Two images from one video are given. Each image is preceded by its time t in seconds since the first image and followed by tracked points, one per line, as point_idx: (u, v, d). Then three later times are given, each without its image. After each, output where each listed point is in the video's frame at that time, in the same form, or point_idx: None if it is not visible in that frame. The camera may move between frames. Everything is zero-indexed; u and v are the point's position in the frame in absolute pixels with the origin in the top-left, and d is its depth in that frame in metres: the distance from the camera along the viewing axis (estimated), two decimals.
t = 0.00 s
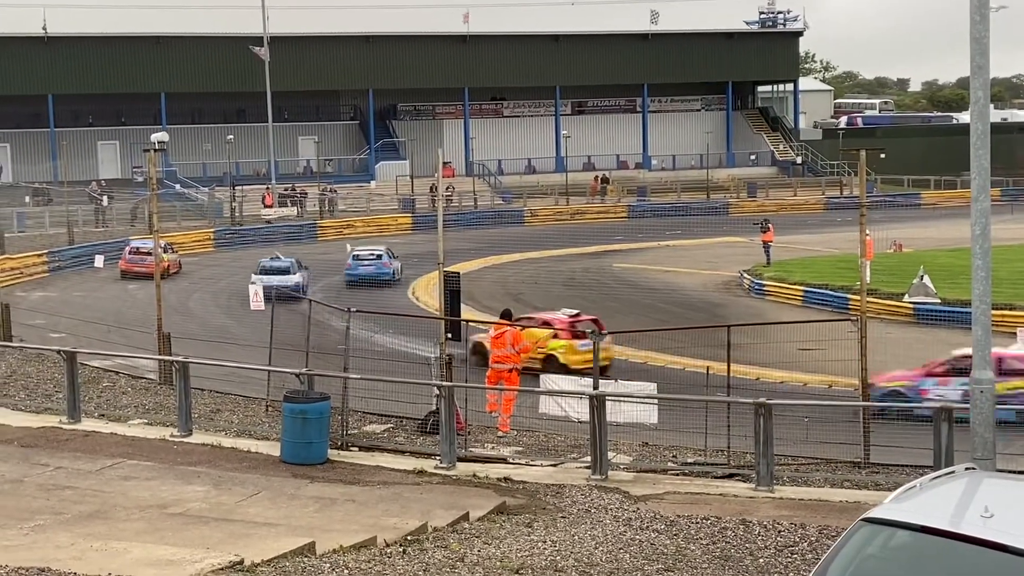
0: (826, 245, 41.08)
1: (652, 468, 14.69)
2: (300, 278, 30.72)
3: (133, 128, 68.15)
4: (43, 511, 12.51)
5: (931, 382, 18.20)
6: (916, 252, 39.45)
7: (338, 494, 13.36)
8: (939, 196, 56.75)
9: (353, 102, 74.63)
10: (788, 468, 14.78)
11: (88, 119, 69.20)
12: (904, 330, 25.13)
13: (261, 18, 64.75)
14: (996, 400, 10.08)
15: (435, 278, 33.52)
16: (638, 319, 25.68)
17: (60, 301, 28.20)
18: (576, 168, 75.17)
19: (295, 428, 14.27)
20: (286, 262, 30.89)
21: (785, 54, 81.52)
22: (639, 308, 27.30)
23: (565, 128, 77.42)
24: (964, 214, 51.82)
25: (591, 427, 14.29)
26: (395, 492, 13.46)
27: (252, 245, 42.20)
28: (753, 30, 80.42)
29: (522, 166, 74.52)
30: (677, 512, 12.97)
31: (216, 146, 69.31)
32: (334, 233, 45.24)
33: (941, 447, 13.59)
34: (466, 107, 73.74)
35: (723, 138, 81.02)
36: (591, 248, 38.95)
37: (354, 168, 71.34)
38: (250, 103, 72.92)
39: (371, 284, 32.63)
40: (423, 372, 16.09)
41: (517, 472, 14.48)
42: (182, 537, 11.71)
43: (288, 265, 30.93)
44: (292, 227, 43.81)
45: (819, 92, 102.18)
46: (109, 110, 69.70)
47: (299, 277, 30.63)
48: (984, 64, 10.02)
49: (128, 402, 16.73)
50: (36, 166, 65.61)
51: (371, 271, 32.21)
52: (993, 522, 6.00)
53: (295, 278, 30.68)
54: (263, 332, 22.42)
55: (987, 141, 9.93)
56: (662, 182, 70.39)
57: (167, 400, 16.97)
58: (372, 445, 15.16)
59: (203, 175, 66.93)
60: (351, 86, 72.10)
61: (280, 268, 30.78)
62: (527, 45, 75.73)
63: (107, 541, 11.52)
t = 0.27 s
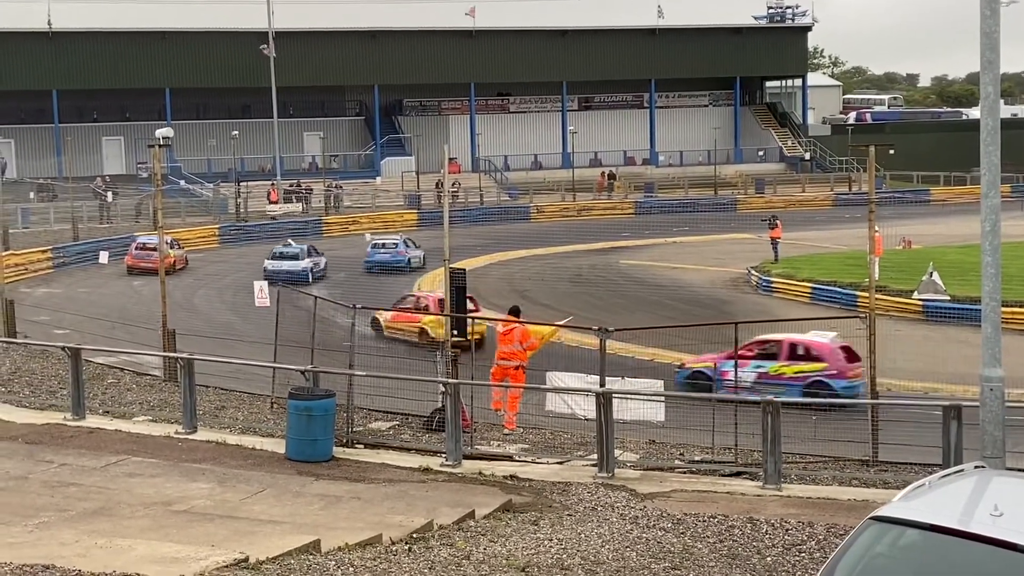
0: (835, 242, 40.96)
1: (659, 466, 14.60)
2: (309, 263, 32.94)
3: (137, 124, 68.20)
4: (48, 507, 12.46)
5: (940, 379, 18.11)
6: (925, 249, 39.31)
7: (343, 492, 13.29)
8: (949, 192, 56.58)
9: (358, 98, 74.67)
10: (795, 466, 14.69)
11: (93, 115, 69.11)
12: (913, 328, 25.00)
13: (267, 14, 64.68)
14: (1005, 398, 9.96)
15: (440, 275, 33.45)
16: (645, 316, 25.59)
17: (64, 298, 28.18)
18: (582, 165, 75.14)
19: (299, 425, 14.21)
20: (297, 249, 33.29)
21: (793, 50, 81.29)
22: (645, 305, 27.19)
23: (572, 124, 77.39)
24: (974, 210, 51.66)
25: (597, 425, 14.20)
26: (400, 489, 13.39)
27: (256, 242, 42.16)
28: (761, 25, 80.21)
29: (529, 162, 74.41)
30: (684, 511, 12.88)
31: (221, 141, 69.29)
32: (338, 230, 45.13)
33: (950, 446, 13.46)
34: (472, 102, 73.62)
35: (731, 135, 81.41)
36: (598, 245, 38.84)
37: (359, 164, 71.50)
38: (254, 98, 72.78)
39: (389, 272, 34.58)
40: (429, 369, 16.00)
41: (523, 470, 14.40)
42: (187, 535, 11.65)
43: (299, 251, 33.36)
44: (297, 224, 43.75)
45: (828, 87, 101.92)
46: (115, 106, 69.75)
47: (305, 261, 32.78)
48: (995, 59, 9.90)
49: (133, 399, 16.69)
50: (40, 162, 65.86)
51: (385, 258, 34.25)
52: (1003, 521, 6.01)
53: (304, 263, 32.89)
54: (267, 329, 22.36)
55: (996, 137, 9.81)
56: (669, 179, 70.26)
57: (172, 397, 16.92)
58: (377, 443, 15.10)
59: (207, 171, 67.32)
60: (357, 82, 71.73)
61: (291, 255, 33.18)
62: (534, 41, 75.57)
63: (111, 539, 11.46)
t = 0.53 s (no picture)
0: (844, 238, 40.76)
1: (666, 464, 14.46)
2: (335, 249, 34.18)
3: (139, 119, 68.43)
4: (50, 504, 12.37)
5: (951, 376, 17.91)
6: (935, 246, 39.10)
7: (347, 490, 13.18)
8: (959, 188, 56.29)
9: (362, 91, 74.66)
10: (804, 463, 14.54)
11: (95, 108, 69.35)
12: (923, 325, 24.80)
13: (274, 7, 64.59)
14: (1016, 395, 9.75)
15: (444, 271, 33.30)
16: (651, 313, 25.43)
17: (66, 294, 28.10)
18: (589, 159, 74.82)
19: (303, 422, 14.10)
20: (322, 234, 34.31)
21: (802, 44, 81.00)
22: (651, 302, 27.03)
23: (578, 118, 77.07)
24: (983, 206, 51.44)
25: (603, 422, 14.06)
26: (404, 487, 13.27)
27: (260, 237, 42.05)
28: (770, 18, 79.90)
29: (534, 157, 74.18)
30: (691, 509, 12.73)
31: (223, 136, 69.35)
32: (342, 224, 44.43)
33: (959, 444, 13.30)
34: (478, 96, 73.34)
35: (739, 129, 80.73)
36: (603, 240, 38.66)
37: (362, 159, 71.28)
38: (257, 92, 72.74)
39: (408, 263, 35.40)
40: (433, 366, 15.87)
41: (528, 468, 14.27)
42: (190, 533, 11.55)
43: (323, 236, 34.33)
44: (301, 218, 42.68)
45: (838, 81, 101.55)
46: (116, 100, 70.14)
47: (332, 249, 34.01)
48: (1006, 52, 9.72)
49: (135, 396, 16.60)
50: (41, 156, 65.61)
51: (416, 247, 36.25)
52: (1012, 519, 5.91)
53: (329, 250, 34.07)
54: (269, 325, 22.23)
55: (1008, 132, 9.59)
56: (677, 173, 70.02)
57: (174, 394, 16.83)
58: (381, 440, 14.98)
59: (210, 165, 66.79)
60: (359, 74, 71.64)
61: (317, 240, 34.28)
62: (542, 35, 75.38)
63: (113, 537, 11.35)
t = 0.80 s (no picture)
0: (855, 233, 40.41)
1: (672, 463, 14.18)
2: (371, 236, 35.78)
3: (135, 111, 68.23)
4: (45, 504, 12.12)
5: (964, 374, 17.61)
6: (948, 241, 38.76)
7: (348, 489, 12.92)
8: (973, 182, 55.90)
9: (362, 84, 74.35)
10: (813, 463, 14.26)
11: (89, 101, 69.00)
12: (935, 322, 24.46)
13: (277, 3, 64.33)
14: None
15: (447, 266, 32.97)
16: (657, 310, 25.16)
17: (61, 290, 27.85)
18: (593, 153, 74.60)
19: (303, 421, 13.84)
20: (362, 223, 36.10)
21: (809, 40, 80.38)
22: (656, 298, 26.73)
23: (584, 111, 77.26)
24: (997, 200, 51.01)
25: (608, 420, 13.80)
26: (406, 487, 13.01)
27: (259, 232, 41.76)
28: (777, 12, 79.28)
29: (538, 150, 74.05)
30: (699, 510, 12.46)
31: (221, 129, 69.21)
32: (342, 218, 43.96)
33: (972, 443, 13.00)
34: (479, 89, 73.28)
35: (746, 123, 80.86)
36: (609, 236, 38.30)
37: (363, 152, 70.80)
38: (257, 86, 72.36)
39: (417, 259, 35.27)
40: (436, 364, 15.60)
41: (532, 468, 14.00)
42: (188, 533, 11.30)
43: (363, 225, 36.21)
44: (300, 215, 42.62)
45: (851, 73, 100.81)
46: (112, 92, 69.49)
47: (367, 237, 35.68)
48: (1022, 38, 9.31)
49: (132, 393, 16.37)
50: (37, 150, 65.88)
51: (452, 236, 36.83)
52: None
53: (366, 237, 35.82)
54: (269, 321, 21.96)
55: None
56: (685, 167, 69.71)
57: (172, 391, 16.59)
58: (383, 439, 14.72)
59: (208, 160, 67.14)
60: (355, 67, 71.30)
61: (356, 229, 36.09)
62: (548, 31, 75.06)
63: (110, 537, 11.10)
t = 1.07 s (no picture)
0: (868, 228, 39.89)
1: (680, 466, 13.74)
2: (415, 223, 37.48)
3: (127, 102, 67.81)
4: (33, 507, 11.70)
5: (982, 373, 17.18)
6: (964, 236, 38.22)
7: (346, 492, 12.49)
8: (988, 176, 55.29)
9: (361, 74, 74.25)
10: (825, 465, 13.81)
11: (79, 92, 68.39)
12: (949, 319, 24.01)
13: None
14: None
15: (447, 262, 32.50)
16: (664, 307, 24.71)
17: (50, 286, 27.39)
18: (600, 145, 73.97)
19: (298, 421, 13.41)
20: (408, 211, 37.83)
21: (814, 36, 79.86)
22: (662, 295, 26.27)
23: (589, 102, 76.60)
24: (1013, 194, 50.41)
25: (613, 421, 13.37)
26: (405, 490, 12.58)
27: (255, 227, 41.28)
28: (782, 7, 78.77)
29: (542, 143, 73.31)
30: (707, 513, 12.03)
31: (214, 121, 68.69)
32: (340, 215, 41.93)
33: (990, 444, 12.54)
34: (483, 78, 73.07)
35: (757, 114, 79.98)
36: (614, 230, 37.81)
37: (360, 144, 70.24)
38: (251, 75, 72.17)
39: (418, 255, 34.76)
40: (437, 363, 15.16)
41: (536, 470, 13.56)
42: (180, 536, 10.88)
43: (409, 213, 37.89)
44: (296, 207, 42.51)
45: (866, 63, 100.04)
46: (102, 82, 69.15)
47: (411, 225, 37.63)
48: None
49: (122, 393, 15.93)
50: (26, 141, 65.27)
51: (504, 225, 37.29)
52: None
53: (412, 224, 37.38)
54: (263, 318, 21.52)
55: None
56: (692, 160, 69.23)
57: (163, 390, 16.15)
58: (381, 440, 14.29)
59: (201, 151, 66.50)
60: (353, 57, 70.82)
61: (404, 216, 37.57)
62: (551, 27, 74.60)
63: (100, 541, 10.68)
